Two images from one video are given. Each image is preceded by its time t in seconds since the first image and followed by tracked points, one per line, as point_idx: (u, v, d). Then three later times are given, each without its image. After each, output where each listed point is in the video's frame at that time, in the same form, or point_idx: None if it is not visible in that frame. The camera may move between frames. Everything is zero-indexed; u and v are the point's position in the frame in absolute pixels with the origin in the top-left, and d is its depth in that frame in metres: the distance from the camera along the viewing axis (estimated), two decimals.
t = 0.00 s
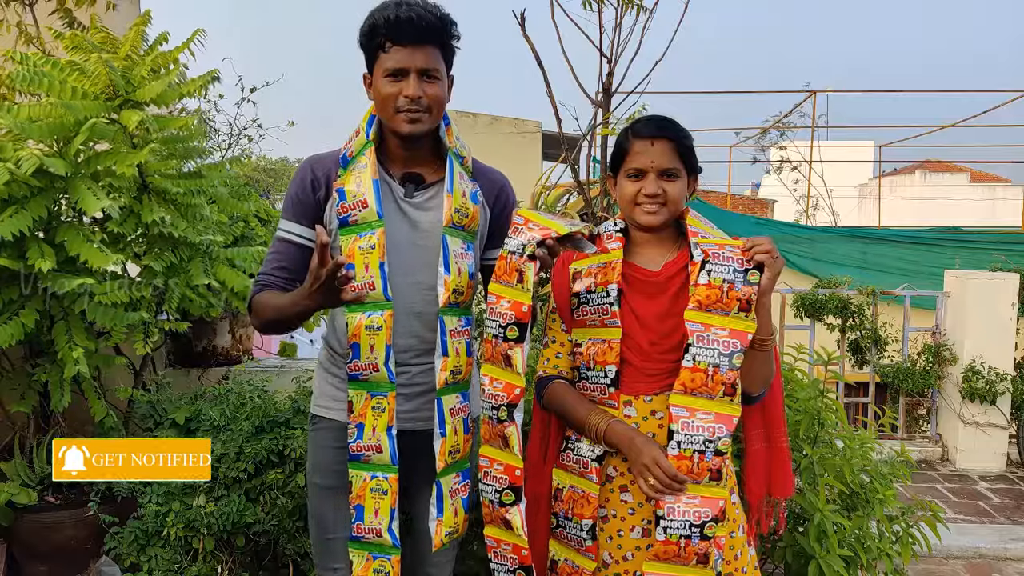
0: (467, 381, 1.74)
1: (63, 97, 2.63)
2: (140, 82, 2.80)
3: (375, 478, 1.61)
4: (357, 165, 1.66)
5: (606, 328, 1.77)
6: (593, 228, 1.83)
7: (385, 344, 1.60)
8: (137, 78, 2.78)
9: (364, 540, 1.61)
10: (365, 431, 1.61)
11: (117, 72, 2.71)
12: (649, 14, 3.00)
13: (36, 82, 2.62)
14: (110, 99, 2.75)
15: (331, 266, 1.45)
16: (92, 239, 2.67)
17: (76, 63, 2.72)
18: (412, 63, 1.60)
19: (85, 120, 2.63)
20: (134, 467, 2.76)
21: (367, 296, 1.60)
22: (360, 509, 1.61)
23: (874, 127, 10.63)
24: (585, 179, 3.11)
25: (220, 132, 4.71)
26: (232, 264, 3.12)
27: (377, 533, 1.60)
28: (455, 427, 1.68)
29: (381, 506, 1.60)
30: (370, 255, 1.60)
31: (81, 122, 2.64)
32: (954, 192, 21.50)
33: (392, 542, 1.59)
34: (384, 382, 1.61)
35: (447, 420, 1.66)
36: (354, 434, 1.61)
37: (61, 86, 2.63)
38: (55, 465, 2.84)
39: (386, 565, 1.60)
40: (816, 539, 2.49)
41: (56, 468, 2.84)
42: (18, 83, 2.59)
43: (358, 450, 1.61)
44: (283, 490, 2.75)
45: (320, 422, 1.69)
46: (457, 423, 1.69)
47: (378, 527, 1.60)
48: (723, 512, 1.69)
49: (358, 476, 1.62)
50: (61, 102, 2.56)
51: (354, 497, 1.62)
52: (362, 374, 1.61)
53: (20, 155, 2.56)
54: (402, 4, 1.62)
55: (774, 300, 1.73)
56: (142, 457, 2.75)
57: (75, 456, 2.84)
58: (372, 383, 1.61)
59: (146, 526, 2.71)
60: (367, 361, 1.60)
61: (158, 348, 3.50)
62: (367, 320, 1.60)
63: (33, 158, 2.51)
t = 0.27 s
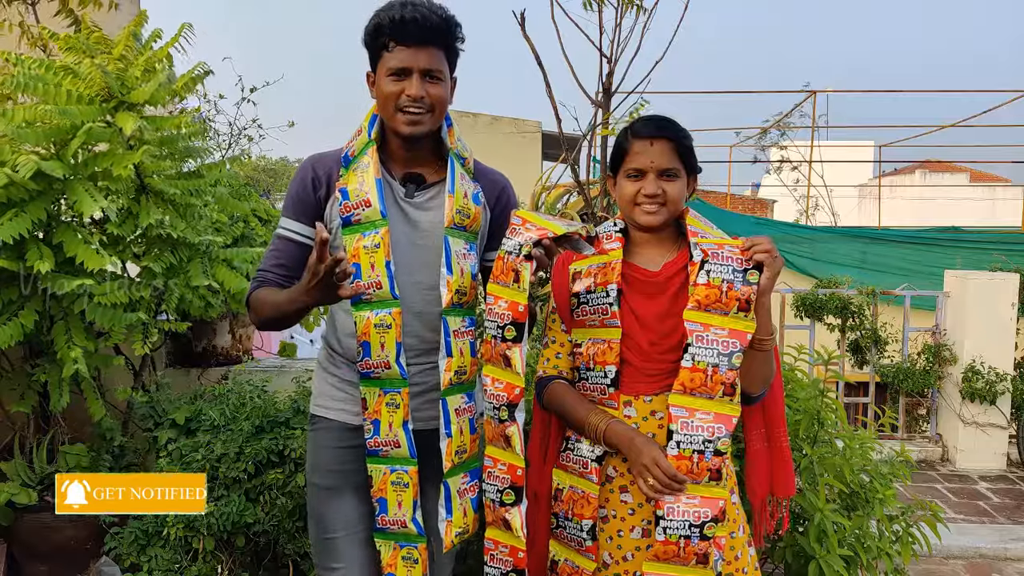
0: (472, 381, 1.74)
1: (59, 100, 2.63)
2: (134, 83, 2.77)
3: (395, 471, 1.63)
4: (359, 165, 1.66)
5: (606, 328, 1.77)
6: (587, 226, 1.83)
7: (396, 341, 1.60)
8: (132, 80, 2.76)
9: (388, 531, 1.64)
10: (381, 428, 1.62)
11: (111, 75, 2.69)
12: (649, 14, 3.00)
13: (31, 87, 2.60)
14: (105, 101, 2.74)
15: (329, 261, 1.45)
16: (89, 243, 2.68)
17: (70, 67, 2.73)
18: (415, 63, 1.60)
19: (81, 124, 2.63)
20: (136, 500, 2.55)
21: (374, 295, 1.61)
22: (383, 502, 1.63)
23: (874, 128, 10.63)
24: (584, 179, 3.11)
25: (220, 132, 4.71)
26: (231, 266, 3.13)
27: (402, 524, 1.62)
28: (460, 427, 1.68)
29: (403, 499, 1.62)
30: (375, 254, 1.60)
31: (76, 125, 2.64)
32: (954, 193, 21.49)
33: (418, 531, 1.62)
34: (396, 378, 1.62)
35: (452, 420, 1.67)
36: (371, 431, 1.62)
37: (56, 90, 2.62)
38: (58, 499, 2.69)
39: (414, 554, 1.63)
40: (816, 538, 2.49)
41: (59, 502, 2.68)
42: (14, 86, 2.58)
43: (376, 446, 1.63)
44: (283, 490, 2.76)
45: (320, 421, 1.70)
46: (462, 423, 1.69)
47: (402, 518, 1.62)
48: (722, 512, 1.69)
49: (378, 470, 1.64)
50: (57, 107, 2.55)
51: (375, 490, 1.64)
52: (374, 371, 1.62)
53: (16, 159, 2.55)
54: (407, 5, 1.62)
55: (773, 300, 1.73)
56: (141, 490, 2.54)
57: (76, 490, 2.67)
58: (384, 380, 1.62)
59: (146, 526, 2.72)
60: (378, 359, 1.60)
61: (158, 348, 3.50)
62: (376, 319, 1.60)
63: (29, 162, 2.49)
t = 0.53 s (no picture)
0: (464, 384, 1.74)
1: (57, 101, 2.63)
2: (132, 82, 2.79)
3: (394, 468, 1.63)
4: (361, 165, 1.66)
5: (606, 329, 1.77)
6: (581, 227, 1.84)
7: (394, 341, 1.60)
8: (129, 80, 2.77)
9: (388, 527, 1.65)
10: (380, 426, 1.62)
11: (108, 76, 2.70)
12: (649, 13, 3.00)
13: (28, 87, 2.60)
14: (103, 100, 2.76)
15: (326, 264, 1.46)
16: (91, 240, 2.67)
17: (67, 67, 2.73)
18: (418, 65, 1.60)
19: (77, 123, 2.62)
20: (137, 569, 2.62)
21: (373, 294, 1.61)
22: (382, 498, 1.64)
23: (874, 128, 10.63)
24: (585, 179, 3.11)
25: (220, 132, 4.71)
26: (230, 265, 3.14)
27: (402, 520, 1.64)
28: (450, 428, 1.68)
29: (403, 495, 1.63)
30: (375, 254, 1.60)
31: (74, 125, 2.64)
32: (954, 193, 21.49)
33: (418, 526, 1.65)
34: (395, 378, 1.61)
35: (443, 420, 1.67)
36: (370, 429, 1.62)
37: (54, 90, 2.64)
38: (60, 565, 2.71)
39: (413, 548, 1.65)
40: (816, 538, 2.48)
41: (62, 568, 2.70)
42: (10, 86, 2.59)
43: (375, 444, 1.63)
44: (283, 490, 2.75)
45: (320, 421, 1.69)
46: (453, 423, 1.69)
47: (402, 514, 1.63)
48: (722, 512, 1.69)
49: (377, 467, 1.65)
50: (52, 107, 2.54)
51: (375, 487, 1.65)
52: (372, 370, 1.62)
53: (14, 158, 2.54)
54: (411, 7, 1.63)
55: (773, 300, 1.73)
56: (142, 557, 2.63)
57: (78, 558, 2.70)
58: (383, 379, 1.62)
59: (146, 526, 2.73)
60: (377, 358, 1.61)
61: (158, 348, 3.50)
62: (375, 318, 1.60)
63: (27, 162, 2.48)
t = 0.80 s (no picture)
0: (460, 382, 1.73)
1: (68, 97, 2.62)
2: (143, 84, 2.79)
3: (382, 470, 1.62)
4: (361, 165, 1.66)
5: (606, 329, 1.77)
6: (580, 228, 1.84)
7: (390, 342, 1.60)
8: (141, 81, 2.77)
9: (372, 529, 1.63)
10: (372, 426, 1.62)
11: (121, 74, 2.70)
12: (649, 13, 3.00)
13: (39, 81, 2.60)
14: (113, 100, 2.74)
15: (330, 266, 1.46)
16: (95, 237, 2.67)
17: (80, 65, 2.69)
18: (418, 65, 1.60)
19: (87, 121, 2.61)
20: None
21: (370, 295, 1.61)
22: (368, 500, 1.63)
23: (874, 128, 10.63)
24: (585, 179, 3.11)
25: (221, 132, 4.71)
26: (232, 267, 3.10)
27: (385, 523, 1.62)
28: (444, 427, 1.67)
29: (388, 497, 1.62)
30: (374, 255, 1.60)
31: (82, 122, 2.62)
32: (954, 193, 21.50)
33: (401, 531, 1.62)
34: (389, 378, 1.61)
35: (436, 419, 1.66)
36: (361, 429, 1.62)
37: (63, 86, 2.62)
38: None
39: (395, 554, 1.63)
40: (816, 539, 2.49)
41: None
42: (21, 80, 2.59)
43: (365, 444, 1.63)
44: (283, 490, 2.76)
45: (320, 421, 1.69)
46: (448, 422, 1.68)
47: (385, 517, 1.62)
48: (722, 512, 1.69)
49: (365, 468, 1.64)
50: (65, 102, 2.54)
51: (362, 488, 1.64)
52: (367, 370, 1.62)
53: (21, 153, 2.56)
54: (411, 7, 1.63)
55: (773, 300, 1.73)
56: None
57: None
58: (377, 380, 1.62)
59: (146, 526, 2.73)
60: (372, 358, 1.61)
61: (158, 348, 3.50)
62: (372, 319, 1.60)
63: (35, 156, 2.49)
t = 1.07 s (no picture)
0: (456, 380, 1.73)
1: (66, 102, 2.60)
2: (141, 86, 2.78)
3: (374, 474, 1.62)
4: (360, 165, 1.66)
5: (606, 328, 1.77)
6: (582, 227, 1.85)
7: (384, 342, 1.60)
8: (139, 82, 2.76)
9: (365, 535, 1.63)
10: (364, 429, 1.62)
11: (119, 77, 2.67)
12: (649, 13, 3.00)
13: (37, 84, 2.54)
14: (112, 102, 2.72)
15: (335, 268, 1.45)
16: (95, 240, 2.68)
17: (77, 67, 2.69)
18: (418, 64, 1.60)
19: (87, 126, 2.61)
20: None
21: (367, 295, 1.61)
22: (360, 505, 1.63)
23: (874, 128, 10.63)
24: (585, 179, 3.11)
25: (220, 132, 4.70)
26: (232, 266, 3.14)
27: (377, 529, 1.62)
28: (440, 424, 1.66)
29: (381, 503, 1.62)
30: (371, 254, 1.60)
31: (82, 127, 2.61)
32: (954, 193, 21.50)
33: (394, 536, 1.61)
34: (383, 379, 1.61)
35: (432, 415, 1.65)
36: (354, 432, 1.62)
37: (63, 89, 2.60)
38: None
39: (389, 560, 1.62)
40: (816, 538, 2.48)
41: None
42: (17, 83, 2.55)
43: (357, 447, 1.62)
44: (283, 490, 2.76)
45: (320, 421, 1.69)
46: (443, 419, 1.67)
47: (378, 522, 1.62)
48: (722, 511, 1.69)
49: (358, 473, 1.64)
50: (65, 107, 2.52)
51: (354, 493, 1.64)
52: (361, 371, 1.62)
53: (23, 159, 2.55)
54: (410, 7, 1.63)
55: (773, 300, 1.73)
56: None
57: None
58: (371, 380, 1.62)
59: (146, 526, 2.73)
60: (366, 358, 1.61)
61: (158, 348, 3.50)
62: (367, 319, 1.60)
63: (38, 163, 2.49)
